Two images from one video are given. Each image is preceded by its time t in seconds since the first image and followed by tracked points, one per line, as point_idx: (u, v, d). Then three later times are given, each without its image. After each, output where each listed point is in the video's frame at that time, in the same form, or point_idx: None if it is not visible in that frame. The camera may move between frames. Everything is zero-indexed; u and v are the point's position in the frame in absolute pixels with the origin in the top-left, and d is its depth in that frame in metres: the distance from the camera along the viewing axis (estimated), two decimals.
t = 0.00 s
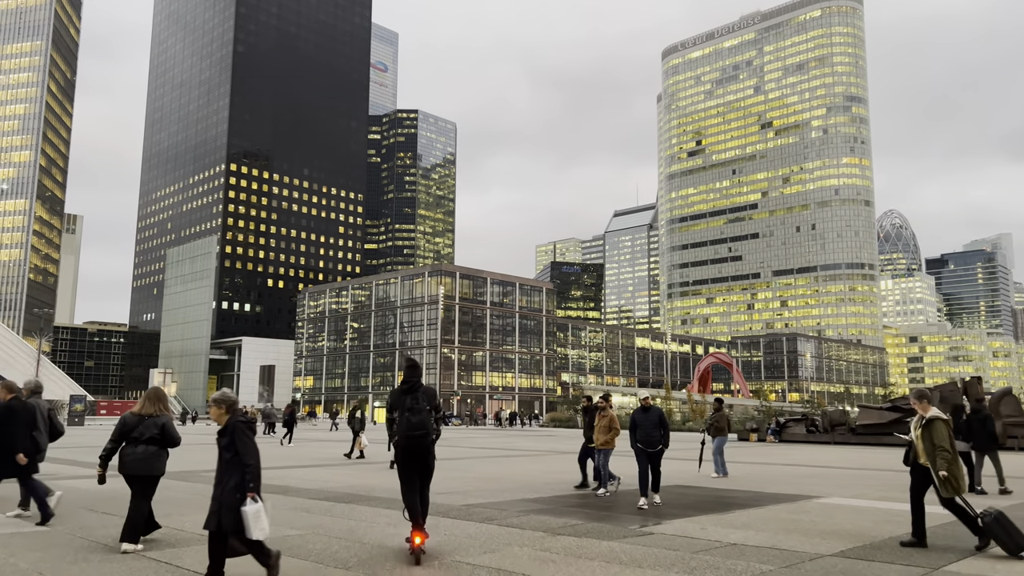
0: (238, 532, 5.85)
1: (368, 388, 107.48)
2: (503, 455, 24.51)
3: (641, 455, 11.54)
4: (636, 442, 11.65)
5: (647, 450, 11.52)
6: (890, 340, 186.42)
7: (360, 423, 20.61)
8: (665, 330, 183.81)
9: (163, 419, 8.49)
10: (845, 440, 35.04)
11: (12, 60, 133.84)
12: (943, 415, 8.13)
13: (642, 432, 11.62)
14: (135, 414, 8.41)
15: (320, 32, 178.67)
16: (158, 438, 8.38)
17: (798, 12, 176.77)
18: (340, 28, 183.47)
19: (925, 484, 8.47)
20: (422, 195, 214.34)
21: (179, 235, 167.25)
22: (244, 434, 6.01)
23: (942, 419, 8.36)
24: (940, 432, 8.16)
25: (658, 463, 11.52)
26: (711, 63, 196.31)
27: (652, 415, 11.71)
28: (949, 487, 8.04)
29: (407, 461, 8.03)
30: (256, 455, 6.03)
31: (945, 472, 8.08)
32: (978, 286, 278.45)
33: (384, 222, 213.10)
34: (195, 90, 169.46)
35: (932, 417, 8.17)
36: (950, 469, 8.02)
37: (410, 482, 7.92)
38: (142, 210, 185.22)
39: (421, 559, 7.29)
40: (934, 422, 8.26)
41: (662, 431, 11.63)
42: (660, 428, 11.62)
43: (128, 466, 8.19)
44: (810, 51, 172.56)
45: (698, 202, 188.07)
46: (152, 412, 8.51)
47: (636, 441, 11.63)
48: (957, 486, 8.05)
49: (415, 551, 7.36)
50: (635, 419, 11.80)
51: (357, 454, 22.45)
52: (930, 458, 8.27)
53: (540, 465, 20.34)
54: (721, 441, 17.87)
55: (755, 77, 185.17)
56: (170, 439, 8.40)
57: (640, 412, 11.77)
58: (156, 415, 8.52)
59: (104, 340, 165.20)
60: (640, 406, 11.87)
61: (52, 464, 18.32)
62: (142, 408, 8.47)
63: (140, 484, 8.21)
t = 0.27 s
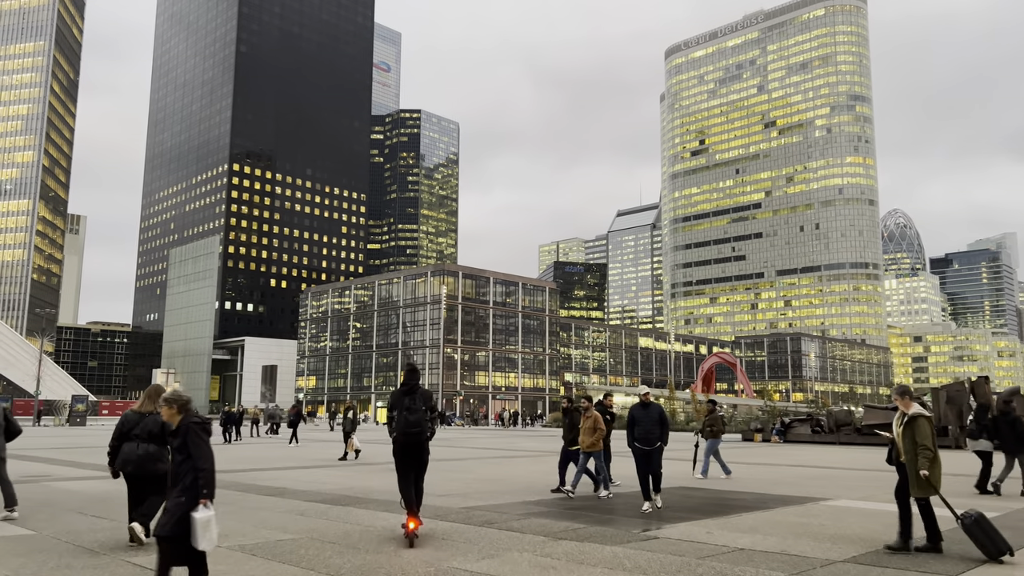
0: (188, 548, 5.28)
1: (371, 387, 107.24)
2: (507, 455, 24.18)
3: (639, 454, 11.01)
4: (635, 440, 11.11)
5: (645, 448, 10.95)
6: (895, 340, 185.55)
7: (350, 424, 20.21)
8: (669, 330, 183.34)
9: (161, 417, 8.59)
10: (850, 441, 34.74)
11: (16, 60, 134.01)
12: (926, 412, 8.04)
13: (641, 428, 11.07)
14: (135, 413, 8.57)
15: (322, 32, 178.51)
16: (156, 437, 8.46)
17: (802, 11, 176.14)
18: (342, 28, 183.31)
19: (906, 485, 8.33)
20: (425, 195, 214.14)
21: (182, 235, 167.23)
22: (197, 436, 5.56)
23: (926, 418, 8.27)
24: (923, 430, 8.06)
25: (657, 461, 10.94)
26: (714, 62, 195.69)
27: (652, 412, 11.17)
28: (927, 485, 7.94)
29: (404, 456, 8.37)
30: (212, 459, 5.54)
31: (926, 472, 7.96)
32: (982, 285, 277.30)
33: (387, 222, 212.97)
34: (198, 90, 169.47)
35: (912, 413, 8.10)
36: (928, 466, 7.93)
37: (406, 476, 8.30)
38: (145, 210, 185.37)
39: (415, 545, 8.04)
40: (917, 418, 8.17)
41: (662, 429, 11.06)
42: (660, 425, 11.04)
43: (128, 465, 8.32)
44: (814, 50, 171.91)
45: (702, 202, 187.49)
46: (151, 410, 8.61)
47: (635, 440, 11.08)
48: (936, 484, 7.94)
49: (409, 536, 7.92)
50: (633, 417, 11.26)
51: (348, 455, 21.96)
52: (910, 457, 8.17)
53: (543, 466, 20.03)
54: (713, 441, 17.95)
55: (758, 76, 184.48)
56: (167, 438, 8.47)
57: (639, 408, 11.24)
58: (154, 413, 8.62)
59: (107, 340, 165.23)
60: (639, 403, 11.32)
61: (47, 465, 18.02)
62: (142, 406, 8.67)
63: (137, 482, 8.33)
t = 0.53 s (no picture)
0: (123, 564, 4.99)
1: (372, 387, 107.13)
2: (505, 456, 23.92)
3: (634, 458, 10.31)
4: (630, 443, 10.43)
5: (641, 452, 10.25)
6: (898, 340, 184.96)
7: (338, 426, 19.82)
8: (671, 330, 182.98)
9: (162, 418, 8.81)
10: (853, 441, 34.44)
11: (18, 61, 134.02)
12: (897, 414, 7.63)
13: (638, 431, 10.38)
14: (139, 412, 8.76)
15: (324, 32, 178.25)
16: (159, 439, 8.68)
17: (804, 10, 175.64)
18: (344, 28, 183.09)
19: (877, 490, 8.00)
20: (427, 195, 213.96)
21: (184, 235, 167.19)
22: (130, 444, 5.19)
23: (897, 419, 7.84)
24: (893, 432, 7.64)
25: (651, 467, 10.17)
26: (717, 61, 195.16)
27: (650, 414, 10.51)
28: (897, 492, 7.55)
29: (397, 450, 9.08)
30: (146, 467, 5.23)
31: (899, 478, 7.54)
32: (985, 285, 276.38)
33: (389, 221, 212.79)
34: (200, 90, 169.35)
35: (884, 416, 7.67)
36: (903, 473, 7.49)
37: (398, 467, 8.98)
38: (148, 210, 185.49)
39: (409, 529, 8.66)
40: (886, 421, 7.78)
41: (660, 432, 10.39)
42: (657, 428, 10.37)
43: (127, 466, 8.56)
44: (817, 49, 171.40)
45: (704, 201, 187.09)
46: (153, 410, 8.82)
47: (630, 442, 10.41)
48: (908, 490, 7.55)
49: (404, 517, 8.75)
50: (630, 418, 10.59)
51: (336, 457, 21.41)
52: (882, 460, 7.76)
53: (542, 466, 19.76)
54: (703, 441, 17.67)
55: (760, 75, 184.13)
56: (168, 438, 8.70)
57: (636, 410, 10.58)
58: (156, 414, 8.84)
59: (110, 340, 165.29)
60: (637, 405, 10.65)
61: (38, 467, 17.79)
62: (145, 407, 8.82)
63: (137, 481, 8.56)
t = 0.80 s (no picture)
0: None
1: (374, 387, 106.90)
2: (506, 457, 23.70)
3: (630, 459, 9.93)
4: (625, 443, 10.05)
5: (637, 453, 9.86)
6: (901, 339, 184.39)
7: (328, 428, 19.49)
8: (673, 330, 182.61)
9: (166, 419, 8.76)
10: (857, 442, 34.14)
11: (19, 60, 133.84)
12: (872, 412, 7.61)
13: (632, 431, 10.00)
14: (139, 414, 8.67)
15: (325, 31, 178.08)
16: (162, 438, 8.61)
17: (806, 9, 175.20)
18: (345, 27, 182.88)
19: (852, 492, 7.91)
20: (428, 195, 213.74)
21: (185, 235, 167.15)
22: (54, 445, 4.91)
23: (873, 416, 7.83)
24: (870, 430, 7.61)
25: (646, 470, 9.72)
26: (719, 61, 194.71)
27: (645, 412, 10.09)
28: (870, 491, 7.49)
29: (390, 445, 9.75)
30: (71, 468, 4.93)
31: (874, 479, 7.49)
32: (988, 284, 275.55)
33: (391, 221, 212.61)
34: (201, 90, 169.29)
35: (860, 412, 7.64)
36: (877, 471, 7.44)
37: (393, 461, 9.72)
38: (149, 210, 185.49)
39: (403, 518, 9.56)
40: (862, 420, 7.72)
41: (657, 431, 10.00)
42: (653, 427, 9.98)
43: (133, 465, 8.49)
44: (819, 48, 170.91)
45: (706, 201, 186.69)
46: (156, 412, 8.76)
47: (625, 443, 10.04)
48: (885, 488, 7.49)
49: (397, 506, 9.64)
50: (624, 418, 10.16)
51: (327, 458, 21.11)
52: (857, 457, 7.73)
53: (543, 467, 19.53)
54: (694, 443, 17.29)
55: (762, 75, 183.67)
56: (173, 438, 8.64)
57: (632, 408, 10.13)
58: (160, 415, 8.77)
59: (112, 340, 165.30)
60: (631, 402, 10.23)
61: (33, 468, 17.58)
62: (146, 409, 8.72)
63: (142, 481, 8.48)
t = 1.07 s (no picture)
0: None
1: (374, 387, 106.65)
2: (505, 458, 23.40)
3: (625, 464, 9.30)
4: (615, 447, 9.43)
5: (631, 459, 9.26)
6: (902, 339, 183.94)
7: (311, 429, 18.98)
8: (674, 330, 182.28)
9: (163, 418, 8.62)
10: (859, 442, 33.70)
11: (20, 60, 133.90)
12: (852, 411, 7.34)
13: (626, 433, 9.37)
14: (135, 416, 8.50)
15: (326, 32, 177.90)
16: (159, 438, 8.51)
17: (808, 9, 174.88)
18: (346, 27, 182.69)
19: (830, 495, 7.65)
20: (429, 195, 213.52)
21: (185, 235, 166.99)
22: None
23: (852, 417, 7.55)
24: (845, 431, 7.36)
25: (638, 475, 9.15)
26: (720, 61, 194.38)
27: (638, 414, 9.43)
28: (843, 491, 7.26)
29: (378, 444, 10.15)
30: None
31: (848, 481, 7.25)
32: (990, 285, 274.86)
33: (392, 221, 212.38)
34: (202, 90, 169.17)
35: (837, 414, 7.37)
36: (851, 473, 7.20)
37: (382, 460, 10.17)
38: (150, 210, 185.45)
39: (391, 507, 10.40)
40: (838, 420, 7.47)
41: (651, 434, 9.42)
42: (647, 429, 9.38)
43: (132, 466, 8.33)
44: (820, 48, 170.59)
45: (707, 200, 186.32)
46: (151, 412, 8.58)
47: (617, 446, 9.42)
48: (861, 489, 7.23)
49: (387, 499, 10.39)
50: (616, 419, 9.55)
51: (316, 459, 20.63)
52: (832, 458, 7.47)
53: (542, 468, 19.26)
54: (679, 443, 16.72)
55: (764, 75, 183.21)
56: (171, 438, 8.50)
57: (623, 410, 9.51)
58: (154, 415, 8.59)
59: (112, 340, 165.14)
60: (623, 403, 9.62)
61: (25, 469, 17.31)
62: (142, 410, 8.55)
63: (143, 482, 8.32)
